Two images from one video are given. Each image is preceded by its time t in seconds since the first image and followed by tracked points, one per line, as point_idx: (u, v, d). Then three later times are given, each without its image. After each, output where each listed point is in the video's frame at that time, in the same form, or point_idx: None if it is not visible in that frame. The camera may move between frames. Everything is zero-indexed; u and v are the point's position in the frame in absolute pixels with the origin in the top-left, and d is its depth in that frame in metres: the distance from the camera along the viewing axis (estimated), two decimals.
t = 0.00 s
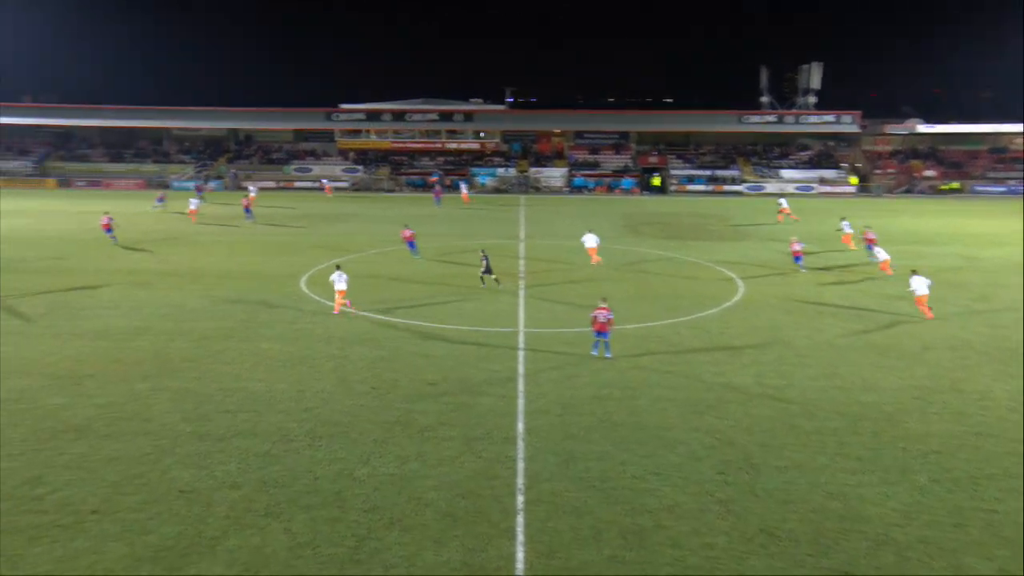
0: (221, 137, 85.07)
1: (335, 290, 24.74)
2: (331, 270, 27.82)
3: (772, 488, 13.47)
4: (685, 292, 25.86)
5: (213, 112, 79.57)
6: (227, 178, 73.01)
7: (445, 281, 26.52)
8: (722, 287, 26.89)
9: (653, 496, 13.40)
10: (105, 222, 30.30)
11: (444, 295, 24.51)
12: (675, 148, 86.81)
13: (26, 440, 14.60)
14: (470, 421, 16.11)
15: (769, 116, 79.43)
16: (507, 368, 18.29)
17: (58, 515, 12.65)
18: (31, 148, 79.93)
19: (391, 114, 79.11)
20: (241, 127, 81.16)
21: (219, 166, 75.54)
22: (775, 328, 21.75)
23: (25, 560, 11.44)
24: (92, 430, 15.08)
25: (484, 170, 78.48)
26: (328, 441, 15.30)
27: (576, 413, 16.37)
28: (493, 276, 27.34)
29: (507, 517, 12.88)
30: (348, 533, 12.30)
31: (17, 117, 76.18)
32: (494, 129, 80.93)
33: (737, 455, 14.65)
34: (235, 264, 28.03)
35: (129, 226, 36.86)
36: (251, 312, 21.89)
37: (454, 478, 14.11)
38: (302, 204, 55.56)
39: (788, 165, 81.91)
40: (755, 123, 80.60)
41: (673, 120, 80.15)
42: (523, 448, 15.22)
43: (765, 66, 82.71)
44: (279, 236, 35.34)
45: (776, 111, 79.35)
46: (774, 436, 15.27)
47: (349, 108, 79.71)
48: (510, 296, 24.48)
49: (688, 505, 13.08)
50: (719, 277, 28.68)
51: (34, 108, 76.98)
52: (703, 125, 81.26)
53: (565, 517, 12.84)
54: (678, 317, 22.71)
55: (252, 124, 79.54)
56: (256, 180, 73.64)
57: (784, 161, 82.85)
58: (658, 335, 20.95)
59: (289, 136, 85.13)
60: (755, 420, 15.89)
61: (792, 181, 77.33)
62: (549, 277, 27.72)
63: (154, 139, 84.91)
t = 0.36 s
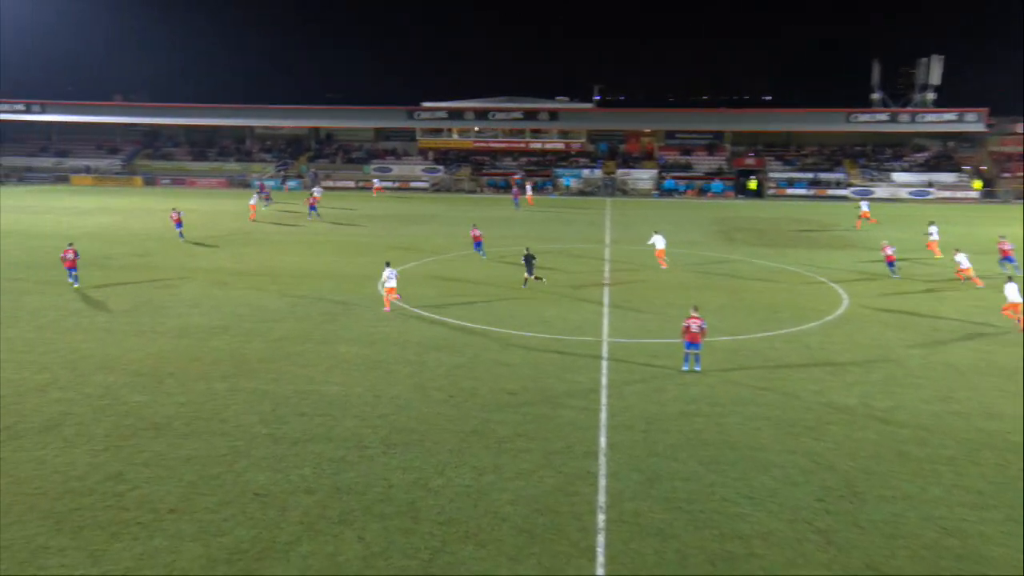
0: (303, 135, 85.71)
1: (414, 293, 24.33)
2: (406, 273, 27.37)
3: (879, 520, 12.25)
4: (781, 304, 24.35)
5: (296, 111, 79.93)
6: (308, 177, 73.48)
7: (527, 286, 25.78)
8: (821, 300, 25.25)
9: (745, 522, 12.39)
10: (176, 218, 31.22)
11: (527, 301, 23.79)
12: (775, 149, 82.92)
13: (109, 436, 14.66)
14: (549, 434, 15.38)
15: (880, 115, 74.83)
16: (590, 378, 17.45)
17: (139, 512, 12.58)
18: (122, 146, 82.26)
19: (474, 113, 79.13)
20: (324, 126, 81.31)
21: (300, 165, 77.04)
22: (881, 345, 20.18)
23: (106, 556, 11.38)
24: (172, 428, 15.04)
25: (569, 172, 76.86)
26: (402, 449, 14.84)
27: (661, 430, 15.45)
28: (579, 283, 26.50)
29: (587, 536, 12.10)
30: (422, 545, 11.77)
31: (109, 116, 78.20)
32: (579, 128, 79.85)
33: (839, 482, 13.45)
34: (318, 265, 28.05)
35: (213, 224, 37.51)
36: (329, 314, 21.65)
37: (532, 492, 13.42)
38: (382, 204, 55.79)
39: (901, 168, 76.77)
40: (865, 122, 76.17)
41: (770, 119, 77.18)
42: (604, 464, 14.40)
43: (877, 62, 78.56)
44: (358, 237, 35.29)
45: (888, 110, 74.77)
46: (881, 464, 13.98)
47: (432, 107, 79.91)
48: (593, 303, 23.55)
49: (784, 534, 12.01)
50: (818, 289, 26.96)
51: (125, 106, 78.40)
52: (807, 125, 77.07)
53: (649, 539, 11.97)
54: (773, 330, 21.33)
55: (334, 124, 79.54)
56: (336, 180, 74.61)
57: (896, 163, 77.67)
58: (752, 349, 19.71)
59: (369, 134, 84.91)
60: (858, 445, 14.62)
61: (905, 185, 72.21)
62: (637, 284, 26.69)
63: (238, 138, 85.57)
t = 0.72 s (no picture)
0: (357, 132, 82.55)
1: (473, 297, 23.21)
2: (464, 279, 26.14)
3: (983, 559, 10.88)
4: (870, 316, 22.55)
5: (351, 107, 76.44)
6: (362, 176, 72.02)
7: (591, 292, 24.41)
8: (913, 311, 23.33)
9: (829, 555, 11.16)
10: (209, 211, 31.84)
11: (593, 307, 22.46)
12: (866, 149, 75.92)
13: (155, 443, 14.08)
14: (613, 453, 14.28)
15: (987, 109, 67.60)
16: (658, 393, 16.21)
17: (184, 522, 11.96)
18: (173, 144, 81.52)
19: (537, 108, 74.13)
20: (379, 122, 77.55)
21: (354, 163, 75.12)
22: (983, 365, 18.38)
23: (150, 567, 10.83)
24: (220, 436, 14.39)
25: (638, 171, 71.58)
26: (456, 465, 13.92)
27: (736, 452, 14.23)
28: (649, 288, 24.96)
29: (654, 564, 11.02)
30: (476, 570, 10.87)
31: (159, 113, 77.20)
32: (652, 125, 73.38)
33: (936, 515, 12.07)
34: (376, 268, 27.15)
35: (265, 223, 37.03)
36: (382, 319, 20.70)
37: (594, 515, 12.37)
38: (437, 202, 54.38)
39: (1010, 168, 68.65)
40: (968, 117, 68.90)
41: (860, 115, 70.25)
42: (673, 487, 13.26)
43: (987, 50, 73.99)
44: (411, 240, 34.29)
45: (996, 103, 67.45)
46: (983, 496, 12.55)
47: (493, 101, 74.72)
48: (661, 309, 22.11)
49: (875, 571, 10.74)
50: (908, 300, 25.01)
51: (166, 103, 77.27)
52: (907, 121, 70.28)
53: (723, 571, 10.83)
54: (862, 345, 19.72)
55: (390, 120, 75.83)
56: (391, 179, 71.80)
57: (1004, 163, 69.52)
58: (837, 366, 18.19)
59: (428, 131, 81.49)
60: (958, 475, 13.18)
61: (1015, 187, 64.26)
62: (712, 292, 25.03)
63: (290, 135, 83.80)
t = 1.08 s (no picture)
0: (399, 126, 76.06)
1: (521, 303, 21.64)
2: (515, 281, 24.54)
3: None
4: (962, 327, 20.36)
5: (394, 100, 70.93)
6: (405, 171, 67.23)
7: (647, 294, 22.77)
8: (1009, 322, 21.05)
9: None
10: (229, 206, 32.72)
11: (650, 312, 20.77)
12: (958, 144, 65.68)
13: (185, 454, 13.32)
14: (671, 473, 13.09)
15: None
16: (721, 410, 14.86)
17: (213, 538, 11.22)
18: (207, 138, 76.44)
19: (592, 101, 67.05)
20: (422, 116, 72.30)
21: (396, 159, 69.93)
22: None
23: None
24: (253, 448, 13.57)
25: (700, 169, 64.47)
26: (502, 483, 12.86)
27: (807, 475, 12.93)
28: (710, 292, 23.19)
29: None
30: None
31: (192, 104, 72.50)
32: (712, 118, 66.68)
33: None
34: (417, 271, 25.83)
35: (302, 223, 36.11)
36: (423, 324, 19.50)
37: (651, 541, 11.26)
38: (479, 200, 52.30)
39: None
40: None
41: (953, 108, 62.54)
42: (738, 512, 12.06)
43: None
44: (452, 238, 32.92)
45: None
46: None
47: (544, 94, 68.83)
48: (724, 315, 20.50)
49: None
50: (1003, 311, 22.57)
51: (200, 95, 72.63)
52: (1005, 115, 61.75)
53: None
54: (953, 360, 17.76)
55: (436, 113, 70.23)
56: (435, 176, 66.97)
57: None
58: (923, 382, 16.45)
59: (473, 125, 74.76)
60: None
61: None
62: (781, 295, 23.07)
63: (330, 130, 77.54)
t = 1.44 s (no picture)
0: (429, 120, 73.08)
1: (556, 308, 20.58)
2: (550, 283, 23.47)
3: None
4: None
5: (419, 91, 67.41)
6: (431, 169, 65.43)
7: (688, 298, 21.73)
8: None
9: None
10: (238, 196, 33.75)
11: (691, 319, 19.65)
12: None
13: (203, 464, 12.65)
14: (716, 490, 12.16)
15: None
16: (770, 423, 13.91)
17: (231, 553, 10.55)
18: (228, 132, 74.79)
19: (634, 93, 62.76)
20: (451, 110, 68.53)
21: (425, 155, 67.89)
22: None
23: None
24: (273, 457, 12.89)
25: (749, 166, 60.18)
26: (534, 498, 12.04)
27: (864, 494, 11.91)
28: (754, 297, 21.94)
29: None
30: None
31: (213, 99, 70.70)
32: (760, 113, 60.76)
33: None
34: (446, 273, 24.82)
35: (326, 222, 35.45)
36: (453, 329, 18.61)
37: (694, 563, 10.39)
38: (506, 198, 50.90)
39: None
40: None
41: None
42: (789, 532, 11.12)
43: None
44: (482, 238, 32.00)
45: None
46: None
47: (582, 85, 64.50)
48: (770, 321, 19.46)
49: None
50: None
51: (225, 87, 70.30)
52: None
53: None
54: None
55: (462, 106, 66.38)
56: (467, 174, 64.96)
57: None
58: (992, 396, 15.15)
59: (507, 120, 71.19)
60: None
61: None
62: (831, 301, 21.74)
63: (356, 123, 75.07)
